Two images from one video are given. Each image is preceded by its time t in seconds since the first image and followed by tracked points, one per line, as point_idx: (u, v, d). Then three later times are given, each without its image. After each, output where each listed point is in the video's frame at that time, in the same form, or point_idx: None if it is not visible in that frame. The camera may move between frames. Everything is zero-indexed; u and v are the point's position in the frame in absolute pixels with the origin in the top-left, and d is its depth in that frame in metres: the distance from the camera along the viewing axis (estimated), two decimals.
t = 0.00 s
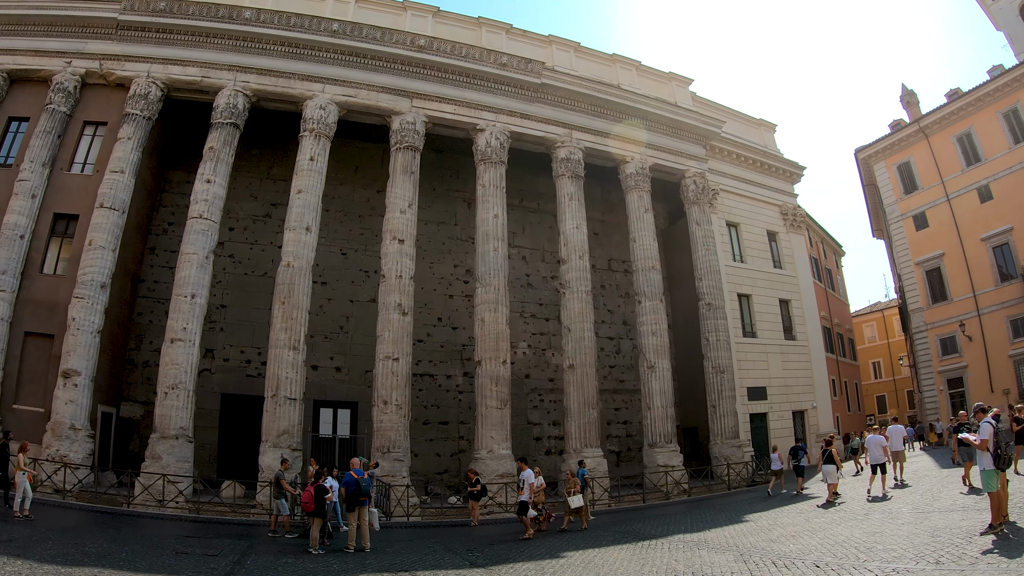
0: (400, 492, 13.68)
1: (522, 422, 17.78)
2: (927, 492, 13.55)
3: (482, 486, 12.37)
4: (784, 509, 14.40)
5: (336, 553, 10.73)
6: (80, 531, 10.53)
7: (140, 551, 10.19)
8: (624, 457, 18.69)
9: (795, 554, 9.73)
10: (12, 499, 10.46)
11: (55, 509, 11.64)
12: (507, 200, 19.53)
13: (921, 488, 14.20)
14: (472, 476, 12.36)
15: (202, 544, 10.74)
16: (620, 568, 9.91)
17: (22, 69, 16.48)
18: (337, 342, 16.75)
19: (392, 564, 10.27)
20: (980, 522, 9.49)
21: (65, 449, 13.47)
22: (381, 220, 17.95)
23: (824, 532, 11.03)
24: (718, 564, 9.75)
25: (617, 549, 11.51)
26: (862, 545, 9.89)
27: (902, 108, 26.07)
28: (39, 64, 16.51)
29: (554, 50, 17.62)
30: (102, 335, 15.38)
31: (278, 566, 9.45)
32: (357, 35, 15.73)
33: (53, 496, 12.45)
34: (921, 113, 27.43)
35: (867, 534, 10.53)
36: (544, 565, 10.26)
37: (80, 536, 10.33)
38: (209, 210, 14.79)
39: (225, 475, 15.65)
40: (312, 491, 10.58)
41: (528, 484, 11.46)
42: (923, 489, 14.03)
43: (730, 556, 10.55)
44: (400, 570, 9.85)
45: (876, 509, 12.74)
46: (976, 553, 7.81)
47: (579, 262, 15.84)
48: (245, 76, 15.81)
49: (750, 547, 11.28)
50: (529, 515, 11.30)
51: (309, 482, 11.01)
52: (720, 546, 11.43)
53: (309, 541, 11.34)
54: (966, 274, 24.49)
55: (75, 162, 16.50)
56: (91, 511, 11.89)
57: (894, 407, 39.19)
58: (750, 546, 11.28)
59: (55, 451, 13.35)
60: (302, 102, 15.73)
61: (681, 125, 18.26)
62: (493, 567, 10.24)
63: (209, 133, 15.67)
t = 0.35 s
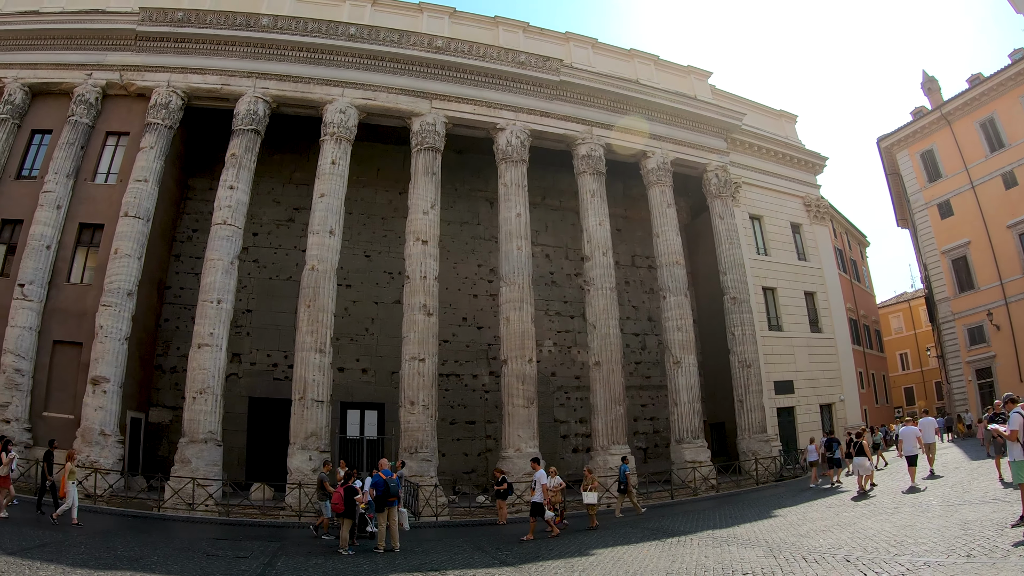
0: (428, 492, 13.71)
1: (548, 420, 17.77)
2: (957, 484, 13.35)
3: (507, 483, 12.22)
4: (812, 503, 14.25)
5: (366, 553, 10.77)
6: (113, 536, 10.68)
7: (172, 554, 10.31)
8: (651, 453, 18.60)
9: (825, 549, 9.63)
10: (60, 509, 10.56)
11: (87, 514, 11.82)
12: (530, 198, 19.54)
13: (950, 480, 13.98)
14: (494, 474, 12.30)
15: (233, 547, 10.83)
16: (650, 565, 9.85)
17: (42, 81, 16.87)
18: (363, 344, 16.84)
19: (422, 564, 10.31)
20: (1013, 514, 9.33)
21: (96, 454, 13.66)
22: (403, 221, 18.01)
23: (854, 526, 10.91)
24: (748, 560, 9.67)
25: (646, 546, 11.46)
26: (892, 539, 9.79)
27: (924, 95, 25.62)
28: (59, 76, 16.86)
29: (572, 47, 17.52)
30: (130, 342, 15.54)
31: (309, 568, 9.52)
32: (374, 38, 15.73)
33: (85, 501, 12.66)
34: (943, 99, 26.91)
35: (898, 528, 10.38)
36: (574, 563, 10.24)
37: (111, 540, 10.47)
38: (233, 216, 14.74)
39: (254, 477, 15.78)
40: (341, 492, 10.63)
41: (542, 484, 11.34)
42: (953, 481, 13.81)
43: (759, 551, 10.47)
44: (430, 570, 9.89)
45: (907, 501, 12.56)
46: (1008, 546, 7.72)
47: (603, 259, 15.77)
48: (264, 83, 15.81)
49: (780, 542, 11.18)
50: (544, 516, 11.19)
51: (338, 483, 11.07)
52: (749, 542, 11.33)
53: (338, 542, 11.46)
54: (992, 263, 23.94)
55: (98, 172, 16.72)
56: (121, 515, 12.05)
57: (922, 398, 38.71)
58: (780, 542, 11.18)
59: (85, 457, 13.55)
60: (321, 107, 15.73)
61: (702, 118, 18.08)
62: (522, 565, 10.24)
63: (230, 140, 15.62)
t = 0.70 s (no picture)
0: (459, 492, 13.74)
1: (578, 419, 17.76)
2: (992, 478, 13.12)
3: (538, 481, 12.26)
4: (844, 500, 14.05)
5: (398, 554, 10.81)
6: (148, 538, 10.85)
7: (205, 556, 10.43)
8: (682, 451, 18.48)
9: (858, 546, 9.56)
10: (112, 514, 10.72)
11: (122, 517, 12.01)
12: (556, 197, 19.55)
13: (984, 474, 13.73)
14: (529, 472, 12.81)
15: (265, 549, 10.93)
16: (682, 564, 9.77)
17: (67, 94, 17.21)
18: (392, 346, 16.95)
19: (453, 564, 10.33)
20: None
21: (128, 459, 13.84)
22: (430, 223, 18.07)
23: (887, 522, 10.77)
24: (780, 558, 9.59)
25: (677, 544, 11.39)
26: (925, 535, 9.68)
27: (949, 82, 25.12)
28: (86, 89, 17.17)
29: (593, 44, 17.51)
30: (161, 348, 15.65)
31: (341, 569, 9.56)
32: (395, 41, 15.80)
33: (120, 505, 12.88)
34: (970, 86, 26.33)
35: (932, 524, 10.24)
36: (605, 562, 10.19)
37: (146, 543, 10.63)
38: (261, 221, 14.67)
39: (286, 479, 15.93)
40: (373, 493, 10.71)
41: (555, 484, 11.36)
42: (987, 475, 13.56)
43: (792, 548, 10.38)
44: (461, 570, 9.92)
45: (940, 496, 12.37)
46: None
47: (630, 257, 15.76)
48: (287, 89, 15.82)
49: (811, 539, 11.06)
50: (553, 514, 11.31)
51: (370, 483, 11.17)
52: (781, 540, 11.22)
53: (371, 542, 11.50)
54: None
55: (126, 182, 16.85)
56: (155, 518, 12.21)
57: (955, 392, 38.01)
58: (811, 539, 11.07)
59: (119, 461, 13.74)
60: (345, 111, 15.80)
61: (726, 113, 17.98)
62: (553, 565, 10.21)
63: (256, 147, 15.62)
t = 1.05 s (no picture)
0: (492, 492, 13.75)
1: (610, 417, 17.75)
2: None
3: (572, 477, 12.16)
4: (878, 496, 13.82)
5: (432, 555, 10.83)
6: (184, 540, 10.99)
7: (241, 557, 10.56)
8: (714, 448, 18.38)
9: (894, 543, 9.47)
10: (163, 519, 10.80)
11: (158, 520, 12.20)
12: (584, 195, 19.53)
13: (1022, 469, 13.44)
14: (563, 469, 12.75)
15: (300, 550, 11.02)
16: (716, 562, 9.71)
17: (96, 106, 17.49)
18: (423, 347, 17.07)
19: (487, 564, 10.34)
20: None
21: (163, 463, 13.91)
22: (459, 224, 18.14)
23: (923, 519, 10.62)
24: (815, 556, 9.51)
25: (711, 543, 11.30)
26: (963, 531, 9.55)
27: (977, 68, 24.57)
28: (115, 100, 17.40)
29: (617, 41, 17.53)
30: (195, 353, 15.76)
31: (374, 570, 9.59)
32: (419, 44, 15.89)
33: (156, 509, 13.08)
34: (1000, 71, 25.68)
35: (969, 520, 10.09)
36: (639, 561, 10.16)
37: (183, 545, 10.78)
38: (290, 226, 14.67)
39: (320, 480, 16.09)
40: (407, 494, 10.78)
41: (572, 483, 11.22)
42: None
43: (827, 546, 10.28)
44: (496, 570, 9.92)
45: (977, 491, 12.17)
46: None
47: (661, 253, 15.79)
48: (314, 94, 15.91)
49: (846, 536, 10.92)
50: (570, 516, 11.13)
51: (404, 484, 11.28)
52: (816, 537, 11.09)
53: (405, 543, 11.50)
54: None
55: (157, 191, 16.78)
56: (192, 521, 12.34)
57: (990, 385, 37.28)
58: (846, 536, 10.93)
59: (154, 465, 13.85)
60: (371, 115, 15.88)
61: (753, 106, 17.93)
62: (587, 564, 10.18)
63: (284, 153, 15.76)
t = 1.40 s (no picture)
0: (524, 491, 13.74)
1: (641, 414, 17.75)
2: None
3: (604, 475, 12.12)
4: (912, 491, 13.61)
5: (465, 554, 10.86)
6: (218, 541, 11.13)
7: (275, 558, 10.67)
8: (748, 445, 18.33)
9: (929, 539, 9.42)
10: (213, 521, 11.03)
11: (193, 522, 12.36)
12: (611, 192, 19.54)
13: None
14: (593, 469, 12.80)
15: (334, 550, 11.11)
16: (750, 560, 9.65)
17: (123, 116, 17.66)
18: (453, 347, 17.16)
19: (521, 563, 10.32)
20: None
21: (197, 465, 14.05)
22: (487, 224, 18.19)
23: (958, 514, 10.51)
24: (848, 552, 9.45)
25: (744, 540, 11.20)
26: (999, 526, 9.44)
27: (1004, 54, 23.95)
28: (142, 110, 17.54)
29: (640, 36, 17.57)
30: (226, 357, 15.90)
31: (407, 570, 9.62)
32: (442, 45, 15.94)
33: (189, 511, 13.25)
34: None
35: (1006, 515, 9.96)
36: (672, 559, 10.11)
37: (217, 546, 10.92)
38: (319, 229, 14.78)
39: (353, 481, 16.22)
40: (441, 494, 10.90)
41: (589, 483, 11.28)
42: None
43: (861, 542, 10.20)
44: (530, 569, 9.90)
45: (1012, 486, 12.00)
46: None
47: (690, 249, 15.83)
48: (339, 98, 16.06)
49: (880, 532, 10.79)
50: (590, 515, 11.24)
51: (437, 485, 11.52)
52: (849, 534, 10.98)
53: (438, 542, 11.52)
54: None
55: (186, 198, 16.93)
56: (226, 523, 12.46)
57: None
58: (880, 532, 10.80)
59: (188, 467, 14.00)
60: (396, 117, 15.98)
61: (777, 97, 17.97)
62: (621, 563, 10.13)
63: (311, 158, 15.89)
